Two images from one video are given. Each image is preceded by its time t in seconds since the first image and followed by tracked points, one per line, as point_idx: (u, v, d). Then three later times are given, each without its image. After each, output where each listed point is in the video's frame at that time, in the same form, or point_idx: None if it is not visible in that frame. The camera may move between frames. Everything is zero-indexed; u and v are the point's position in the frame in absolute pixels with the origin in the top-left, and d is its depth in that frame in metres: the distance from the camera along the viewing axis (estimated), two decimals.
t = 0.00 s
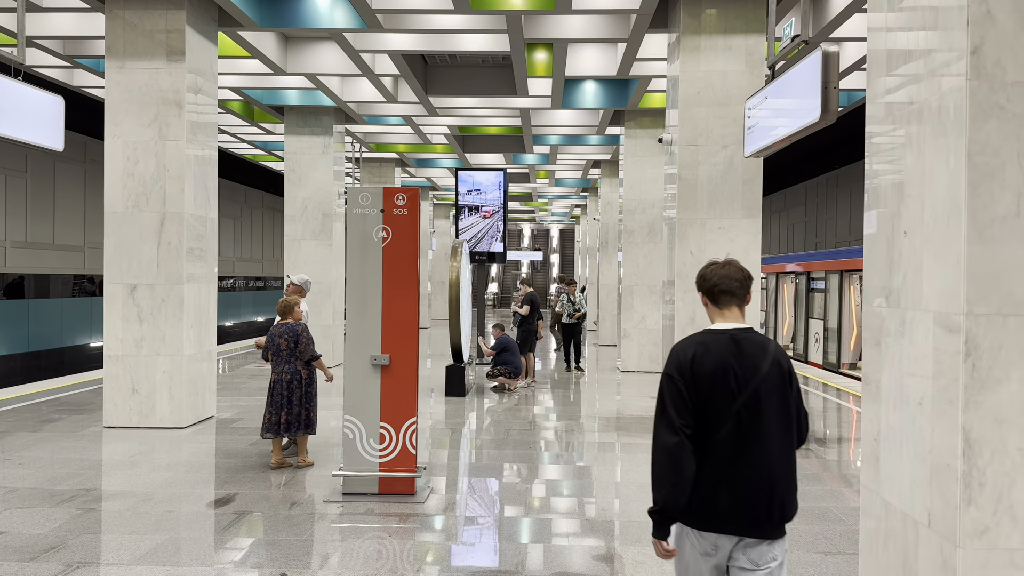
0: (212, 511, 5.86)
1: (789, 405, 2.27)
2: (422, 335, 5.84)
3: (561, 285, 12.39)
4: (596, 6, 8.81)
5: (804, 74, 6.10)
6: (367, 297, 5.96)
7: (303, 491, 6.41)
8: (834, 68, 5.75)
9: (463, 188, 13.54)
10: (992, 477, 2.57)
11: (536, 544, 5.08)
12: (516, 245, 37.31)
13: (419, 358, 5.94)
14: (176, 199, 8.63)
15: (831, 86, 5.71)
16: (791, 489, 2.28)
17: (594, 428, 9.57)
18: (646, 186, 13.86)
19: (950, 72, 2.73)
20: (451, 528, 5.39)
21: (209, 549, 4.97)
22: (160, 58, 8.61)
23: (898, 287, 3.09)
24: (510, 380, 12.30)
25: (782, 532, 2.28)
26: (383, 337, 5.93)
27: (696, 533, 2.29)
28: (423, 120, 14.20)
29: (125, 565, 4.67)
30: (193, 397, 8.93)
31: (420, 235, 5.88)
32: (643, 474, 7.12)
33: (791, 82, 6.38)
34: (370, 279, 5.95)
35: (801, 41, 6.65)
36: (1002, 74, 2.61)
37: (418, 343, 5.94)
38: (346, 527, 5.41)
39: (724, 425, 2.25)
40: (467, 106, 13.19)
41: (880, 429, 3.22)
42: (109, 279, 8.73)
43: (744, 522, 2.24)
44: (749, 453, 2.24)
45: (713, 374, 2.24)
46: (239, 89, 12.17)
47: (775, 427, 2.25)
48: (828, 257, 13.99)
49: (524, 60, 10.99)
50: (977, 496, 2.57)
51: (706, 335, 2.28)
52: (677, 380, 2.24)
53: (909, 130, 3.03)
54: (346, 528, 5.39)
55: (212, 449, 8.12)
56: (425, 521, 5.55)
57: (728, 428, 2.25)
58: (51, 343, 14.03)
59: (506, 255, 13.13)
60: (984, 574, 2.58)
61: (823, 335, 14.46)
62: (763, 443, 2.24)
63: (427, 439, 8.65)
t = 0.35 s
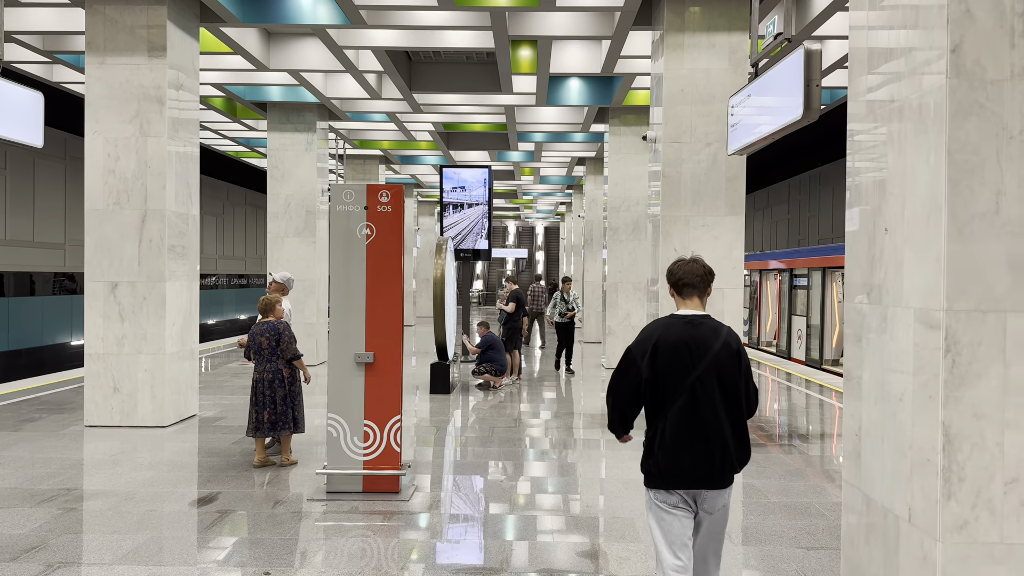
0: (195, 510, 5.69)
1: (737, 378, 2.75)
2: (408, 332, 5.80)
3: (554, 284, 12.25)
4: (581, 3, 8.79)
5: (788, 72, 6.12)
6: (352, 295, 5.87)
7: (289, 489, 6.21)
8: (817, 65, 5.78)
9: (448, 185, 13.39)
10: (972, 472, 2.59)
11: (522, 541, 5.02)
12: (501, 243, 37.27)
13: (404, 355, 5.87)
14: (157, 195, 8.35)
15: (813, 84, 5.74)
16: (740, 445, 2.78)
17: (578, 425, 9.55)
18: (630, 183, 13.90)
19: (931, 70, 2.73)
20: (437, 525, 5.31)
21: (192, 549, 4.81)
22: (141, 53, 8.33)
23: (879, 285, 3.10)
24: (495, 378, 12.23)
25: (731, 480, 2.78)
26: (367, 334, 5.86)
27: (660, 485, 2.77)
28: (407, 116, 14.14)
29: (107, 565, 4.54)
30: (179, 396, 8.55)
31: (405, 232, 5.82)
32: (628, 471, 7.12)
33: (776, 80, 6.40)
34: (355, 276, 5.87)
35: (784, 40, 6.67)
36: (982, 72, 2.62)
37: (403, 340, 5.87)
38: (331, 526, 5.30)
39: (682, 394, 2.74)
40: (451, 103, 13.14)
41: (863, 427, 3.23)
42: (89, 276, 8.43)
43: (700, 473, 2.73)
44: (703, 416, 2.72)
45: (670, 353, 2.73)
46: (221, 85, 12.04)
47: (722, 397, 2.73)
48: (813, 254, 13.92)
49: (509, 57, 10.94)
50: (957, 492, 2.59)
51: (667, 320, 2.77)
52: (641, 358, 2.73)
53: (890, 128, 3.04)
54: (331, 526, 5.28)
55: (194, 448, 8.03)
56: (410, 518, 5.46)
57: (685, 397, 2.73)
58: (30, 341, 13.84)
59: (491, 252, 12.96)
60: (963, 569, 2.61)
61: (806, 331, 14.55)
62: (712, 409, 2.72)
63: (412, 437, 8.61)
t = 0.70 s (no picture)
0: (181, 508, 5.65)
1: (712, 359, 3.25)
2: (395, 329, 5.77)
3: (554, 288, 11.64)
4: None
5: (773, 70, 6.16)
6: (338, 292, 5.84)
7: (275, 487, 6.20)
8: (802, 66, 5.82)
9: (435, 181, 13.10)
10: (954, 467, 2.61)
11: (509, 538, 5.00)
12: (488, 239, 37.28)
13: (391, 353, 5.85)
14: (142, 193, 8.17)
15: (798, 81, 5.77)
16: (712, 417, 3.27)
17: (565, 421, 9.56)
18: (617, 180, 13.93)
19: (915, 68, 2.73)
20: (424, 522, 5.29)
21: (178, 548, 4.78)
22: (124, 49, 8.14)
23: (862, 281, 3.11)
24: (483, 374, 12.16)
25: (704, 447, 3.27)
26: (354, 332, 5.83)
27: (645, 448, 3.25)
28: (394, 113, 14.10)
29: (91, 565, 4.50)
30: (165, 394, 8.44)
31: (392, 229, 5.78)
32: (614, 467, 7.13)
33: (761, 77, 6.42)
34: (341, 273, 5.84)
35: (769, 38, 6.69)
36: (964, 69, 2.63)
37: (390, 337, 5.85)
38: (317, 524, 5.27)
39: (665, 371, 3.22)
40: (438, 99, 13.10)
41: (844, 421, 3.26)
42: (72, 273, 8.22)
43: (679, 439, 3.21)
44: (682, 390, 3.21)
45: (657, 336, 3.22)
46: (206, 81, 11.95)
47: (699, 373, 3.22)
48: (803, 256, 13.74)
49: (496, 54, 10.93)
50: (939, 487, 2.61)
51: (655, 308, 3.24)
52: (632, 338, 3.20)
53: (874, 125, 3.04)
54: (318, 524, 5.25)
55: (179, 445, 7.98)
56: (397, 516, 5.43)
57: (668, 373, 3.21)
58: (14, 338, 13.66)
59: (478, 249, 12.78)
60: (945, 563, 2.63)
61: (792, 327, 14.63)
62: (689, 383, 3.21)
63: (400, 434, 8.58)
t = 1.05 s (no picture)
0: (169, 507, 5.62)
1: (681, 350, 3.48)
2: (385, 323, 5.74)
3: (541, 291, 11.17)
4: None
5: (761, 67, 6.17)
6: (327, 290, 5.82)
7: (264, 485, 6.17)
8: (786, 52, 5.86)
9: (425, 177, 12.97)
10: (940, 461, 2.63)
11: (500, 534, 5.00)
12: (478, 236, 37.27)
13: (380, 350, 5.84)
14: (129, 189, 8.11)
15: (786, 78, 5.79)
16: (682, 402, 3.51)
17: (555, 418, 9.57)
18: (607, 176, 13.95)
19: (901, 64, 2.74)
20: (415, 520, 5.27)
21: (166, 546, 4.75)
22: (111, 46, 8.06)
23: (850, 277, 3.12)
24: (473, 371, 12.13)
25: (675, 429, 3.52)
26: (342, 329, 5.81)
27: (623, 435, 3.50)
28: (383, 109, 14.05)
29: (80, 563, 4.47)
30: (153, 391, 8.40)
31: (381, 226, 5.76)
32: (603, 463, 7.14)
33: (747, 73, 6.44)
34: (329, 271, 5.82)
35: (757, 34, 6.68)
36: (950, 65, 2.64)
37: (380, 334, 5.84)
38: (307, 521, 5.25)
39: (638, 361, 3.46)
40: (427, 96, 13.05)
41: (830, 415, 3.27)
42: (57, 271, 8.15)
43: (655, 424, 3.45)
44: (655, 379, 3.44)
45: (630, 330, 3.45)
46: (194, 77, 11.87)
47: (671, 363, 3.44)
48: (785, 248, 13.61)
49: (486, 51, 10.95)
50: (925, 482, 2.63)
51: (627, 305, 3.47)
52: (607, 333, 3.44)
53: (862, 122, 3.04)
54: (307, 521, 5.23)
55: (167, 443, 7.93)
56: (388, 513, 5.42)
57: (641, 364, 3.45)
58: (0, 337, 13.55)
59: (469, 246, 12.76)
60: (931, 556, 2.65)
61: (781, 323, 14.69)
62: (662, 372, 3.43)
63: (389, 431, 8.56)
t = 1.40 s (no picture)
0: (158, 504, 5.58)
1: (659, 337, 3.92)
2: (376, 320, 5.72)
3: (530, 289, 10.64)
4: None
5: (751, 63, 6.19)
6: (317, 286, 5.80)
7: (254, 482, 6.14)
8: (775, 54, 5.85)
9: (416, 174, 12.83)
10: (928, 456, 2.64)
11: (491, 530, 4.99)
12: (470, 233, 37.29)
13: (371, 346, 5.83)
14: (118, 186, 8.03)
15: (776, 74, 5.81)
16: (658, 384, 3.96)
17: (546, 414, 9.57)
18: (597, 173, 14.05)
19: (890, 62, 2.74)
20: (406, 516, 5.26)
21: (156, 544, 4.71)
22: (99, 41, 7.98)
23: (839, 272, 3.13)
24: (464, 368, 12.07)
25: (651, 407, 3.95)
26: (332, 325, 5.79)
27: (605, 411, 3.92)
28: (374, 106, 14.00)
29: (69, 562, 4.44)
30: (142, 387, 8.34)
31: (371, 222, 5.74)
32: (594, 459, 7.14)
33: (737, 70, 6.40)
34: (319, 267, 5.79)
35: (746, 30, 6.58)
36: (939, 60, 2.64)
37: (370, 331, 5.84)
38: (297, 519, 5.23)
39: (619, 345, 3.93)
40: (418, 92, 13.01)
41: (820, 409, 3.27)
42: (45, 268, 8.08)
43: (632, 402, 3.88)
44: (634, 361, 3.90)
45: (610, 317, 3.94)
46: (183, 73, 11.79)
47: (647, 347, 3.90)
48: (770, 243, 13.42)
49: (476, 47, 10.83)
50: (913, 477, 2.64)
51: (609, 296, 3.96)
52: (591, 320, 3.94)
53: (850, 118, 3.05)
54: (298, 519, 5.21)
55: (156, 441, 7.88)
56: (379, 510, 5.40)
57: (620, 350, 3.92)
58: None
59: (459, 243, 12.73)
60: (920, 550, 2.66)
61: (771, 319, 14.73)
62: (639, 355, 3.90)
63: (380, 428, 8.54)
